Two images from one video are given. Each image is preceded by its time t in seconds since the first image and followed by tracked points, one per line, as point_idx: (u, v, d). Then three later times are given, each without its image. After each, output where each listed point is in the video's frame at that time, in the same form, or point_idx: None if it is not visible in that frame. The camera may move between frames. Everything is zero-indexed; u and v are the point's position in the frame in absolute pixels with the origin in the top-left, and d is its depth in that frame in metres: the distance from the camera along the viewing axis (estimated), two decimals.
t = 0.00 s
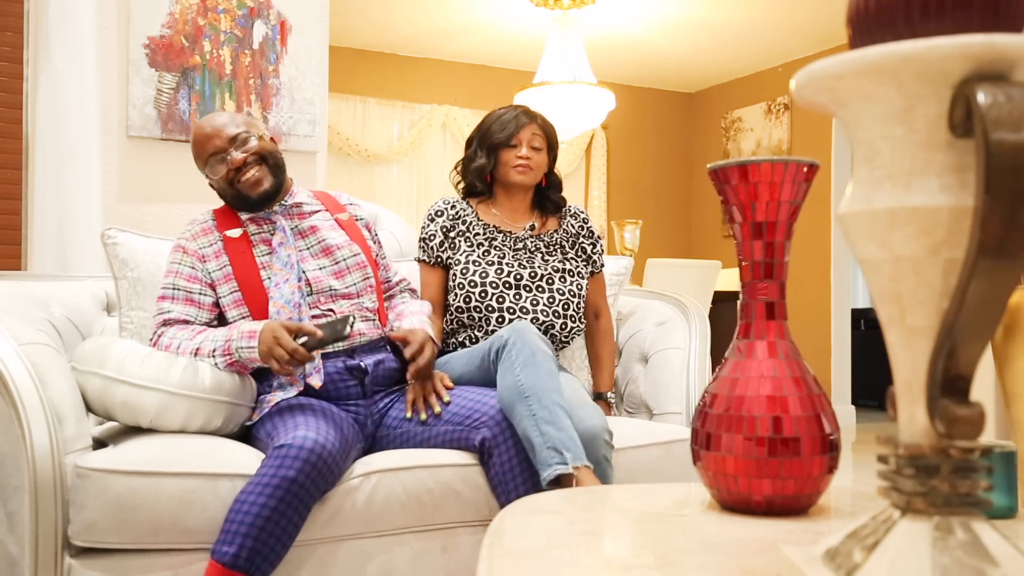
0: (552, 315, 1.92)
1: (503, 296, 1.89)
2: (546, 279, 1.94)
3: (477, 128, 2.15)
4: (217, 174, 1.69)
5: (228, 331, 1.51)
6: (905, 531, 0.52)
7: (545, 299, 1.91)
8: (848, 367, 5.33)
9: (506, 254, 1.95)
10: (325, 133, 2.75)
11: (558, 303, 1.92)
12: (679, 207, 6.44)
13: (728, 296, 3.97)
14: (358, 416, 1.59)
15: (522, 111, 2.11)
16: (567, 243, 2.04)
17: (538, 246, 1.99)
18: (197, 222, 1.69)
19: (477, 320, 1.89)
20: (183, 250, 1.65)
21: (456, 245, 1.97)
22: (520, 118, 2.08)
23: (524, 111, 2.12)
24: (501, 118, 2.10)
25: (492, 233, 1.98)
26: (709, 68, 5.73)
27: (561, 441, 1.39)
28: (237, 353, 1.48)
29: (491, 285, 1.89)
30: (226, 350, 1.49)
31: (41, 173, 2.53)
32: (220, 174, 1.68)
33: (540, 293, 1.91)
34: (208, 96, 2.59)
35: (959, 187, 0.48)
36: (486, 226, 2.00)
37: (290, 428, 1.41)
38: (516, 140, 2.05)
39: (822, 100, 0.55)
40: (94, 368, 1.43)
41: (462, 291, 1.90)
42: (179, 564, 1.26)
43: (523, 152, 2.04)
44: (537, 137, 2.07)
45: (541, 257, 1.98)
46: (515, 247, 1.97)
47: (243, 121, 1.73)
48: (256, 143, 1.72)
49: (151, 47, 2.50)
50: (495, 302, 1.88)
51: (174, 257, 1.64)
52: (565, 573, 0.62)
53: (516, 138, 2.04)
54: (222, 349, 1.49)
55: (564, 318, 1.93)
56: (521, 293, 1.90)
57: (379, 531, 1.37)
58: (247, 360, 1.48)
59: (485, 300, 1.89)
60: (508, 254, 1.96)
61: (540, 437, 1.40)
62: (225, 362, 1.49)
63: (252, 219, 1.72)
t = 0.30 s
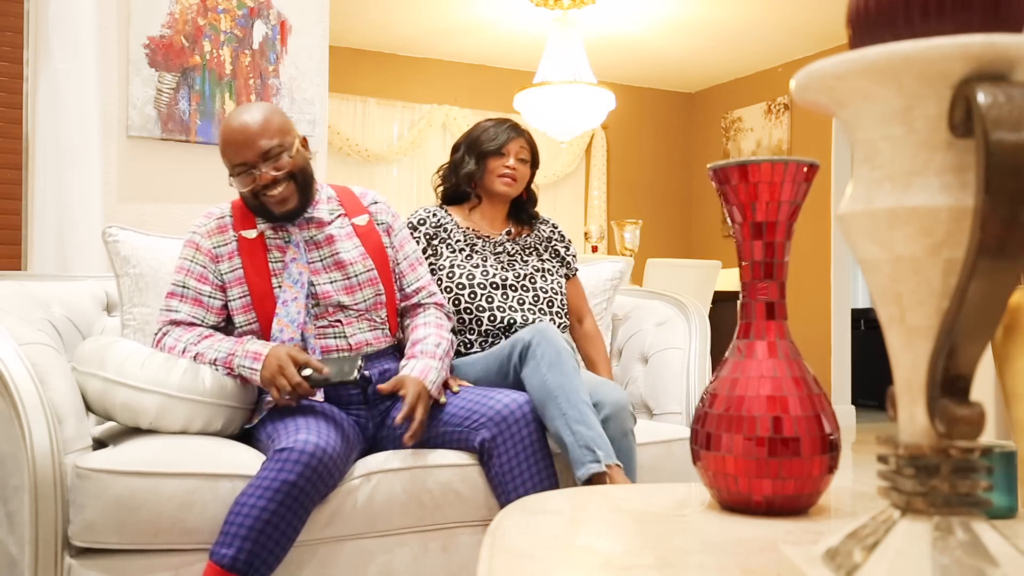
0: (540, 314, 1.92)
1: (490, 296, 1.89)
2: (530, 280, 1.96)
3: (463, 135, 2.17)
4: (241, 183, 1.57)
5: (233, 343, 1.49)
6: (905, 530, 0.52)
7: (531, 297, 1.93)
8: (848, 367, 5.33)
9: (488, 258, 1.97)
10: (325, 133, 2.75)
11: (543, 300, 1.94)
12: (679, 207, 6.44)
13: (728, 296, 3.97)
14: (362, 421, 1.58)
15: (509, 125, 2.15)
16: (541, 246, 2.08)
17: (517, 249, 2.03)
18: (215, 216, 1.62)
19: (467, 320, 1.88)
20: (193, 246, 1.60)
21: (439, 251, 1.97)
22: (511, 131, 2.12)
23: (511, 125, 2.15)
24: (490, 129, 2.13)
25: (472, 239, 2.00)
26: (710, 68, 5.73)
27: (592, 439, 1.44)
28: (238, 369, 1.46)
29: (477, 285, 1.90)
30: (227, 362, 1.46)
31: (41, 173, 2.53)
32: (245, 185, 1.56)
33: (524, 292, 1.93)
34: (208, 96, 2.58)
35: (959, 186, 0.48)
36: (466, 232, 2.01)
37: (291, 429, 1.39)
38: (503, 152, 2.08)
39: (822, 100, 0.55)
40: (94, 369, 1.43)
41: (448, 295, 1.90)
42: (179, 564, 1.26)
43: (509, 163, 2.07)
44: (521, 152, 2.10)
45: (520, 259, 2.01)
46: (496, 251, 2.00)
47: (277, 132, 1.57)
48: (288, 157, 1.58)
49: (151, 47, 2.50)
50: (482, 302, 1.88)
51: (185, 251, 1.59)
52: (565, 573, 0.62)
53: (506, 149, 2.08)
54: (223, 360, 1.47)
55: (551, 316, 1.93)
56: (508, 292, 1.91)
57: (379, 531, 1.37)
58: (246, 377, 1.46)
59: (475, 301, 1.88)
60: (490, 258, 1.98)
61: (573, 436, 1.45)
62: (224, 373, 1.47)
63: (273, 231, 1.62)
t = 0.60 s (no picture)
0: (533, 322, 1.93)
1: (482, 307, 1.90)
2: (521, 285, 1.97)
3: (449, 145, 2.18)
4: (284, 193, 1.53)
5: (237, 350, 1.47)
6: (905, 530, 0.52)
7: (523, 304, 1.94)
8: (848, 367, 5.33)
9: (476, 270, 1.99)
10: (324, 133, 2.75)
11: (535, 305, 1.95)
12: (679, 206, 6.45)
13: (728, 296, 3.96)
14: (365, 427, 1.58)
15: (493, 135, 2.16)
16: (529, 250, 2.08)
17: (504, 257, 2.04)
18: (243, 207, 1.60)
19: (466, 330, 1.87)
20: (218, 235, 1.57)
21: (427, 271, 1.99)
22: (496, 142, 2.13)
23: (496, 136, 2.16)
24: (474, 139, 2.14)
25: (459, 254, 2.02)
26: (710, 68, 5.73)
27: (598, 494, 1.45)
28: (238, 378, 1.45)
29: (469, 298, 1.91)
30: (228, 370, 1.45)
31: (42, 173, 2.53)
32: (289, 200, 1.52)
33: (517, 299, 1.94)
34: (208, 96, 2.58)
35: (958, 186, 0.48)
36: (455, 249, 2.03)
37: (291, 433, 1.38)
38: (488, 162, 2.09)
39: (823, 100, 0.55)
40: (93, 370, 1.43)
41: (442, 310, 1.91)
42: (179, 565, 1.26)
43: (495, 174, 2.08)
44: (507, 162, 2.11)
45: (508, 266, 2.02)
46: (484, 263, 2.01)
47: (334, 155, 1.53)
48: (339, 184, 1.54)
49: (151, 47, 2.50)
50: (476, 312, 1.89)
51: (209, 238, 1.56)
52: (564, 573, 0.62)
53: (492, 160, 2.09)
54: (224, 367, 1.46)
55: (543, 322, 1.94)
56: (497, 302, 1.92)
57: (378, 531, 1.37)
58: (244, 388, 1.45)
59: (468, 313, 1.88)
60: (478, 270, 1.99)
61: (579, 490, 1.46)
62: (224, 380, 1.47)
63: (302, 237, 1.59)
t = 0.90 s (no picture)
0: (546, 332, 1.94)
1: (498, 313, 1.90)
2: (537, 291, 1.97)
3: (468, 145, 2.16)
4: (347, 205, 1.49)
5: (255, 341, 1.46)
6: (905, 530, 0.52)
7: (538, 312, 1.94)
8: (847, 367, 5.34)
9: (494, 273, 1.98)
10: (325, 133, 2.76)
11: (549, 314, 1.95)
12: (680, 206, 6.45)
13: (728, 296, 3.97)
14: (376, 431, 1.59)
15: (513, 137, 2.13)
16: (547, 252, 2.07)
17: (523, 259, 2.03)
18: (275, 199, 1.58)
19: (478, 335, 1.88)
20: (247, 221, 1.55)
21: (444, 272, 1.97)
22: (517, 145, 2.11)
23: (516, 137, 2.13)
24: (494, 141, 2.11)
25: (477, 256, 2.00)
26: (710, 68, 5.73)
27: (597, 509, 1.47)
28: (253, 369, 1.44)
29: (485, 303, 1.91)
30: (244, 360, 1.45)
31: (42, 173, 2.53)
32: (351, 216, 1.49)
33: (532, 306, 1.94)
34: (208, 96, 2.58)
35: (959, 186, 0.48)
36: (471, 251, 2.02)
37: (291, 434, 1.38)
38: (508, 166, 2.07)
39: (822, 100, 0.55)
40: (93, 370, 1.43)
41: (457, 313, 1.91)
42: (179, 565, 1.26)
43: (515, 179, 2.07)
44: (526, 167, 2.09)
45: (528, 269, 2.01)
46: (501, 266, 2.00)
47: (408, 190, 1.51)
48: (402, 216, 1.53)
49: (151, 47, 2.50)
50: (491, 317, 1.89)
51: (237, 225, 1.54)
52: (564, 573, 0.62)
53: (512, 165, 2.07)
54: (241, 358, 1.45)
55: (558, 330, 1.96)
56: (513, 309, 1.92)
57: (379, 531, 1.37)
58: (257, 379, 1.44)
59: (483, 319, 1.89)
60: (496, 272, 1.98)
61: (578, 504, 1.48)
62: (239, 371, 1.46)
63: (334, 240, 1.58)
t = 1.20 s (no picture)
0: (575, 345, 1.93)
1: (533, 319, 1.89)
2: (575, 304, 1.94)
3: (518, 143, 2.16)
4: (389, 209, 1.51)
5: (298, 349, 1.42)
6: (905, 530, 0.52)
7: (572, 326, 1.92)
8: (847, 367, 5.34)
9: (537, 276, 1.95)
10: (325, 133, 2.75)
11: (583, 330, 1.93)
12: (680, 206, 6.45)
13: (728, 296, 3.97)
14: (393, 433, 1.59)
15: (565, 137, 2.14)
16: (593, 261, 2.04)
17: (568, 268, 2.00)
18: (306, 198, 1.56)
19: (504, 337, 1.89)
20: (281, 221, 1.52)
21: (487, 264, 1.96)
22: (569, 144, 2.12)
23: (567, 137, 2.14)
24: (547, 140, 2.12)
25: (523, 255, 1.98)
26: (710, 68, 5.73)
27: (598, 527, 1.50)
28: (295, 380, 1.40)
29: (523, 308, 1.89)
30: (285, 369, 1.40)
31: (42, 172, 2.53)
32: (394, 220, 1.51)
33: (568, 318, 1.92)
34: (208, 96, 2.58)
35: (958, 186, 0.48)
36: (516, 247, 2.00)
37: (292, 435, 1.38)
38: (562, 165, 2.07)
39: (822, 100, 0.55)
40: (93, 369, 1.43)
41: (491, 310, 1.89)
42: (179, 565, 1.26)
43: (568, 177, 2.07)
44: (579, 166, 2.10)
45: (569, 278, 1.98)
46: (545, 270, 1.97)
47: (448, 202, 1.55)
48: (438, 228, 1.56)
49: (151, 47, 2.50)
50: (524, 323, 1.89)
51: (269, 222, 1.51)
52: (563, 573, 0.62)
53: (565, 163, 2.08)
54: (284, 367, 1.40)
55: (586, 345, 1.94)
56: (551, 317, 1.90)
57: (378, 531, 1.37)
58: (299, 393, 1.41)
59: (515, 323, 1.88)
60: (538, 276, 1.95)
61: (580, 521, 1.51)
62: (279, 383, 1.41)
63: (361, 241, 1.58)
